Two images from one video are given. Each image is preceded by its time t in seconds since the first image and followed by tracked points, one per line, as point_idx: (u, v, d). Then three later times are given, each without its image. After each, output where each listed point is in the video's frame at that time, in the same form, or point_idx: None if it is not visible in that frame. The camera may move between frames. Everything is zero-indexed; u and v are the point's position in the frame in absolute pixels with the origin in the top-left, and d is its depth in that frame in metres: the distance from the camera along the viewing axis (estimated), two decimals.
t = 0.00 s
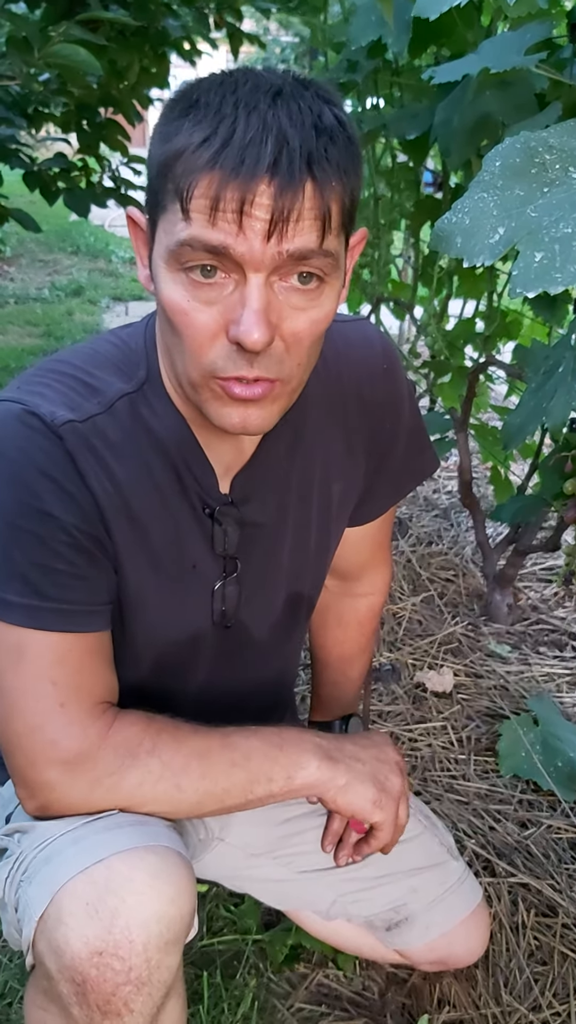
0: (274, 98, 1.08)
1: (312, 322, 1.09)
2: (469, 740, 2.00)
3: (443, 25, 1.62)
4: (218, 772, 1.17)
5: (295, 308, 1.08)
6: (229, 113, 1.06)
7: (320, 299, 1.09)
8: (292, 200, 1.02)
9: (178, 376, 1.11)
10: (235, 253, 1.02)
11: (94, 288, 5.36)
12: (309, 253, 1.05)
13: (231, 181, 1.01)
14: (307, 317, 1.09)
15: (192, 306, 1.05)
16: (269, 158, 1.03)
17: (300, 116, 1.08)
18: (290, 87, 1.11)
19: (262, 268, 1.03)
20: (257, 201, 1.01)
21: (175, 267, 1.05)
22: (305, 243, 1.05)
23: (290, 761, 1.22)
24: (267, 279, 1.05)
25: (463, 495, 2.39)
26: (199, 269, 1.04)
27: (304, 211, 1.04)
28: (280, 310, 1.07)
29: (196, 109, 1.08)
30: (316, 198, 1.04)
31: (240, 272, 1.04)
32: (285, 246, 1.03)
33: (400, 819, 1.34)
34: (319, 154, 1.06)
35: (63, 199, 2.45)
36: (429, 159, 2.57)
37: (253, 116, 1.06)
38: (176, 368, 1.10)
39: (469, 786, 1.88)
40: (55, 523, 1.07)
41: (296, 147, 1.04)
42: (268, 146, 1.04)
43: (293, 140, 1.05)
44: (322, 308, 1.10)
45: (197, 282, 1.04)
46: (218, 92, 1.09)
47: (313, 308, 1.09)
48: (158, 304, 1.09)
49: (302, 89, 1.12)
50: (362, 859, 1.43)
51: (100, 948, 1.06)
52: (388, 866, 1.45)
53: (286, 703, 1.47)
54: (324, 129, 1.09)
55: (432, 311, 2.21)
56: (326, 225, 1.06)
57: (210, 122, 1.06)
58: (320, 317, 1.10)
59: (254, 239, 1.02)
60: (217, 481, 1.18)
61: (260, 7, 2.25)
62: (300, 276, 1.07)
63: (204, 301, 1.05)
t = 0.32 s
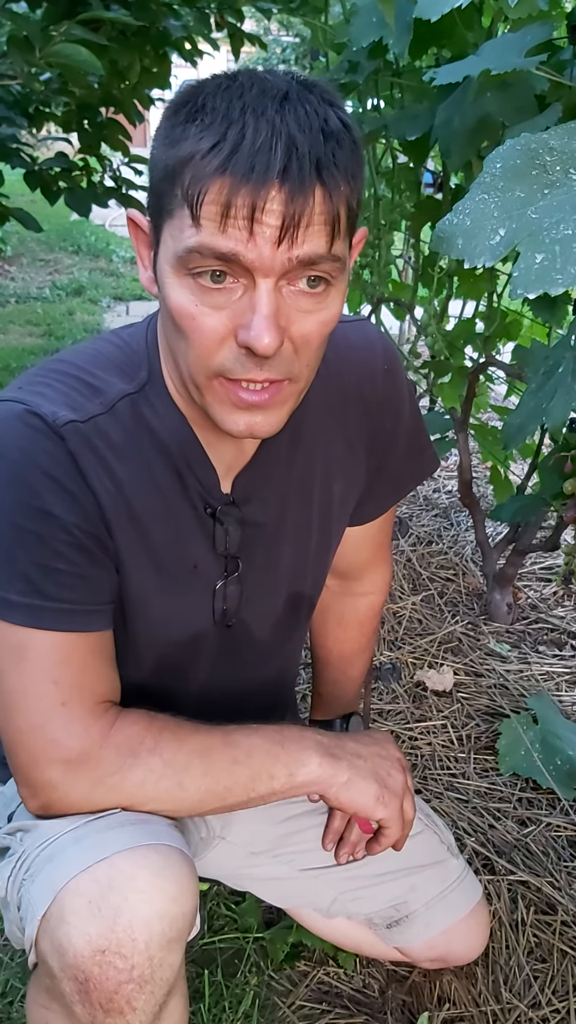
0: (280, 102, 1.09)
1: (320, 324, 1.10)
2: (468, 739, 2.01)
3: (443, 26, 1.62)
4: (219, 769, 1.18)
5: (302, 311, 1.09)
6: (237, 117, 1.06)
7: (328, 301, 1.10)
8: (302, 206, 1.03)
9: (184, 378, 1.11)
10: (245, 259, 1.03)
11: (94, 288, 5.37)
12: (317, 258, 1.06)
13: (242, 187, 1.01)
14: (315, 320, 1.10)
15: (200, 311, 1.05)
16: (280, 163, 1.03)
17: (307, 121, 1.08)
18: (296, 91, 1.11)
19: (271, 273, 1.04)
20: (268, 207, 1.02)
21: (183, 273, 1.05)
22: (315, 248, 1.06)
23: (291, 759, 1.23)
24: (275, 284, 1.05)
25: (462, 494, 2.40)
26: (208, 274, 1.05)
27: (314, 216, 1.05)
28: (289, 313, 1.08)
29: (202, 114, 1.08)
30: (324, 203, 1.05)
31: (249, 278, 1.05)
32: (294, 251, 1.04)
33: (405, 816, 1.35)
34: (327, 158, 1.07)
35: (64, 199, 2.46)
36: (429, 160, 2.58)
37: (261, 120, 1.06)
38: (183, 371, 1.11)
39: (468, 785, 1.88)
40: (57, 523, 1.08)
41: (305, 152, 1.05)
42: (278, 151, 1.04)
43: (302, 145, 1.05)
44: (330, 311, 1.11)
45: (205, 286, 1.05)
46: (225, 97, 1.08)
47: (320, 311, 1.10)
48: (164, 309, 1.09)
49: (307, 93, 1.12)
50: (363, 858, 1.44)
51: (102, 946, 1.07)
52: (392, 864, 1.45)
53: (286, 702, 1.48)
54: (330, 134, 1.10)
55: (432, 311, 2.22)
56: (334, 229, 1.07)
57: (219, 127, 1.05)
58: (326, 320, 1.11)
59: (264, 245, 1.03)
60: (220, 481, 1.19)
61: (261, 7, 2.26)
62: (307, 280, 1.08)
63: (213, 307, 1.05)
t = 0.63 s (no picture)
0: (282, 100, 1.09)
1: (322, 323, 1.10)
2: (468, 737, 2.01)
3: (443, 25, 1.62)
4: (218, 767, 1.18)
5: (304, 310, 1.09)
6: (240, 115, 1.06)
7: (329, 300, 1.11)
8: (305, 204, 1.03)
9: (186, 377, 1.11)
10: (248, 258, 1.03)
11: (93, 287, 5.37)
12: (319, 257, 1.06)
13: (245, 186, 1.01)
14: (316, 319, 1.10)
15: (202, 310, 1.05)
16: (282, 161, 1.03)
17: (309, 119, 1.09)
18: (297, 89, 1.11)
19: (274, 272, 1.04)
20: (270, 205, 1.02)
21: (185, 272, 1.05)
22: (317, 246, 1.06)
23: (290, 757, 1.23)
24: (277, 282, 1.05)
25: (462, 493, 2.40)
26: (210, 272, 1.05)
27: (316, 214, 1.05)
28: (291, 312, 1.08)
29: (204, 112, 1.08)
30: (326, 201, 1.05)
31: (251, 277, 1.05)
32: (297, 250, 1.04)
33: (407, 811, 1.35)
34: (329, 157, 1.07)
35: (64, 198, 2.46)
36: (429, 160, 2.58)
37: (264, 119, 1.06)
38: (184, 370, 1.11)
39: (468, 784, 1.88)
40: (57, 522, 1.08)
41: (308, 150, 1.05)
42: (281, 149, 1.04)
43: (304, 144, 1.06)
44: (331, 310, 1.11)
45: (207, 285, 1.05)
46: (227, 95, 1.08)
47: (321, 310, 1.10)
48: (165, 307, 1.10)
49: (308, 92, 1.12)
50: (362, 855, 1.44)
51: (102, 944, 1.07)
52: (391, 863, 1.46)
53: (286, 701, 1.48)
54: (332, 132, 1.10)
55: (431, 310, 2.22)
56: (336, 227, 1.07)
57: (221, 125, 1.05)
58: (328, 318, 1.11)
59: (266, 244, 1.03)
60: (220, 480, 1.19)
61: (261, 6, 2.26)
62: (309, 278, 1.08)
63: (215, 306, 1.05)
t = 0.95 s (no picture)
0: (283, 98, 1.08)
1: (321, 322, 1.10)
2: (467, 736, 2.01)
3: (443, 25, 1.62)
4: (217, 767, 1.18)
5: (303, 309, 1.09)
6: (240, 113, 1.06)
7: (329, 299, 1.10)
8: (305, 202, 1.03)
9: (184, 376, 1.11)
10: (247, 255, 1.03)
11: (94, 287, 5.36)
12: (319, 255, 1.06)
13: (245, 182, 1.01)
14: (316, 318, 1.10)
15: (202, 308, 1.05)
16: (282, 158, 1.03)
17: (310, 117, 1.08)
18: (298, 89, 1.11)
19: (273, 270, 1.04)
20: (270, 202, 1.02)
21: (184, 269, 1.05)
22: (317, 245, 1.06)
23: (289, 757, 1.23)
24: (277, 281, 1.05)
25: (462, 493, 2.40)
26: (209, 270, 1.05)
27: (317, 212, 1.05)
28: (290, 310, 1.08)
29: (205, 110, 1.07)
30: (326, 199, 1.05)
31: (250, 275, 1.05)
32: (297, 247, 1.04)
33: (408, 809, 1.35)
34: (330, 155, 1.07)
35: (64, 198, 2.46)
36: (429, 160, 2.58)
37: (264, 117, 1.06)
38: (183, 368, 1.11)
39: (467, 784, 1.88)
40: (55, 522, 1.08)
41: (308, 148, 1.05)
42: (281, 147, 1.04)
43: (304, 142, 1.06)
44: (331, 309, 1.11)
45: (206, 283, 1.05)
46: (228, 93, 1.08)
47: (321, 309, 1.10)
48: (165, 305, 1.09)
49: (310, 91, 1.12)
50: (361, 854, 1.44)
51: (100, 943, 1.07)
52: (390, 862, 1.46)
53: (285, 701, 1.48)
54: (333, 131, 1.10)
55: (431, 310, 2.22)
56: (336, 225, 1.07)
57: (221, 123, 1.05)
58: (328, 317, 1.11)
59: (266, 241, 1.03)
60: (218, 480, 1.19)
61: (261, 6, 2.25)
62: (309, 277, 1.08)
63: (214, 303, 1.05)
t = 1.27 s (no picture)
0: (288, 99, 1.08)
1: (323, 323, 1.10)
2: (468, 737, 2.01)
3: (443, 24, 1.62)
4: (216, 768, 1.18)
5: (306, 311, 1.09)
6: (245, 114, 1.06)
7: (331, 300, 1.10)
8: (310, 205, 1.03)
9: (185, 376, 1.11)
10: (251, 257, 1.02)
11: (94, 286, 5.36)
12: (323, 257, 1.06)
13: (250, 184, 1.01)
14: (319, 319, 1.10)
15: (204, 309, 1.05)
16: (288, 160, 1.03)
17: (315, 119, 1.08)
18: (303, 89, 1.10)
19: (276, 272, 1.04)
20: (276, 204, 1.01)
21: (187, 270, 1.05)
22: (321, 247, 1.05)
23: (289, 758, 1.23)
24: (280, 282, 1.05)
25: (463, 492, 2.39)
26: (212, 272, 1.04)
27: (321, 214, 1.04)
28: (293, 312, 1.08)
29: (209, 111, 1.07)
30: (331, 201, 1.05)
31: (254, 276, 1.04)
32: (301, 249, 1.04)
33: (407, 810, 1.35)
34: (335, 157, 1.07)
35: (64, 198, 2.45)
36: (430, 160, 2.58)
37: (269, 118, 1.06)
38: (184, 369, 1.10)
39: (468, 784, 1.88)
40: (54, 522, 1.08)
41: (313, 150, 1.05)
42: (287, 149, 1.04)
43: (310, 144, 1.05)
44: (333, 311, 1.11)
45: (209, 284, 1.05)
46: (232, 94, 1.08)
47: (323, 311, 1.10)
48: (166, 305, 1.09)
49: (314, 92, 1.11)
50: (362, 855, 1.44)
51: (99, 945, 1.07)
52: (391, 863, 1.45)
53: (285, 701, 1.48)
54: (338, 132, 1.09)
55: (432, 309, 2.21)
56: (340, 227, 1.07)
57: (226, 124, 1.05)
58: (330, 319, 1.11)
59: (270, 243, 1.02)
60: (218, 481, 1.19)
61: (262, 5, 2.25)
62: (312, 279, 1.08)
63: (216, 304, 1.05)
